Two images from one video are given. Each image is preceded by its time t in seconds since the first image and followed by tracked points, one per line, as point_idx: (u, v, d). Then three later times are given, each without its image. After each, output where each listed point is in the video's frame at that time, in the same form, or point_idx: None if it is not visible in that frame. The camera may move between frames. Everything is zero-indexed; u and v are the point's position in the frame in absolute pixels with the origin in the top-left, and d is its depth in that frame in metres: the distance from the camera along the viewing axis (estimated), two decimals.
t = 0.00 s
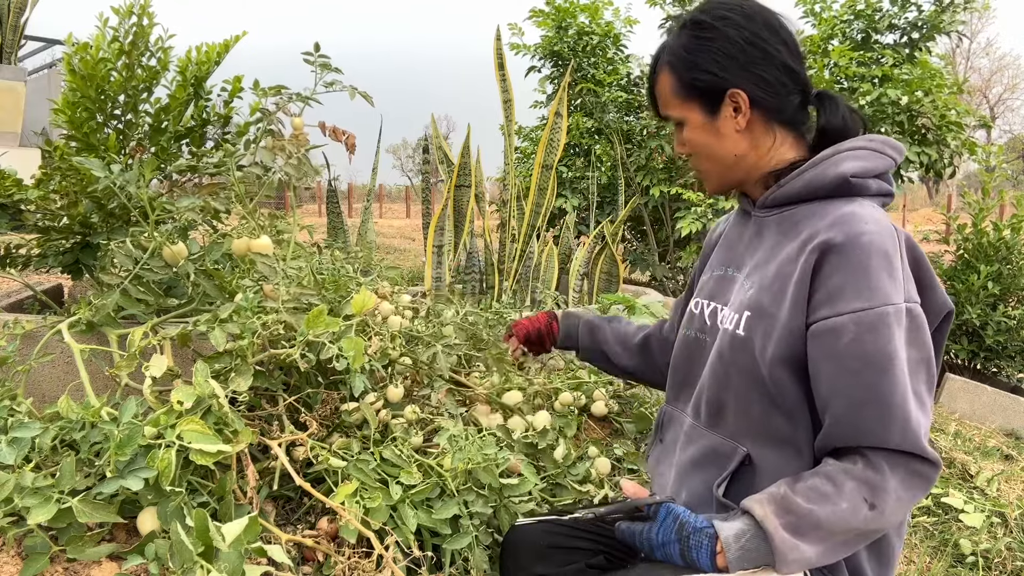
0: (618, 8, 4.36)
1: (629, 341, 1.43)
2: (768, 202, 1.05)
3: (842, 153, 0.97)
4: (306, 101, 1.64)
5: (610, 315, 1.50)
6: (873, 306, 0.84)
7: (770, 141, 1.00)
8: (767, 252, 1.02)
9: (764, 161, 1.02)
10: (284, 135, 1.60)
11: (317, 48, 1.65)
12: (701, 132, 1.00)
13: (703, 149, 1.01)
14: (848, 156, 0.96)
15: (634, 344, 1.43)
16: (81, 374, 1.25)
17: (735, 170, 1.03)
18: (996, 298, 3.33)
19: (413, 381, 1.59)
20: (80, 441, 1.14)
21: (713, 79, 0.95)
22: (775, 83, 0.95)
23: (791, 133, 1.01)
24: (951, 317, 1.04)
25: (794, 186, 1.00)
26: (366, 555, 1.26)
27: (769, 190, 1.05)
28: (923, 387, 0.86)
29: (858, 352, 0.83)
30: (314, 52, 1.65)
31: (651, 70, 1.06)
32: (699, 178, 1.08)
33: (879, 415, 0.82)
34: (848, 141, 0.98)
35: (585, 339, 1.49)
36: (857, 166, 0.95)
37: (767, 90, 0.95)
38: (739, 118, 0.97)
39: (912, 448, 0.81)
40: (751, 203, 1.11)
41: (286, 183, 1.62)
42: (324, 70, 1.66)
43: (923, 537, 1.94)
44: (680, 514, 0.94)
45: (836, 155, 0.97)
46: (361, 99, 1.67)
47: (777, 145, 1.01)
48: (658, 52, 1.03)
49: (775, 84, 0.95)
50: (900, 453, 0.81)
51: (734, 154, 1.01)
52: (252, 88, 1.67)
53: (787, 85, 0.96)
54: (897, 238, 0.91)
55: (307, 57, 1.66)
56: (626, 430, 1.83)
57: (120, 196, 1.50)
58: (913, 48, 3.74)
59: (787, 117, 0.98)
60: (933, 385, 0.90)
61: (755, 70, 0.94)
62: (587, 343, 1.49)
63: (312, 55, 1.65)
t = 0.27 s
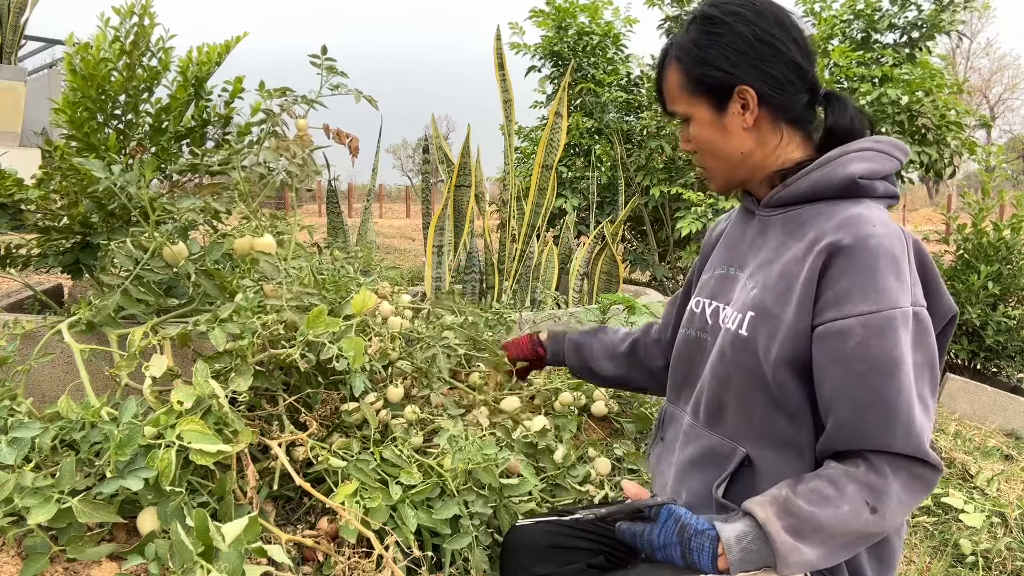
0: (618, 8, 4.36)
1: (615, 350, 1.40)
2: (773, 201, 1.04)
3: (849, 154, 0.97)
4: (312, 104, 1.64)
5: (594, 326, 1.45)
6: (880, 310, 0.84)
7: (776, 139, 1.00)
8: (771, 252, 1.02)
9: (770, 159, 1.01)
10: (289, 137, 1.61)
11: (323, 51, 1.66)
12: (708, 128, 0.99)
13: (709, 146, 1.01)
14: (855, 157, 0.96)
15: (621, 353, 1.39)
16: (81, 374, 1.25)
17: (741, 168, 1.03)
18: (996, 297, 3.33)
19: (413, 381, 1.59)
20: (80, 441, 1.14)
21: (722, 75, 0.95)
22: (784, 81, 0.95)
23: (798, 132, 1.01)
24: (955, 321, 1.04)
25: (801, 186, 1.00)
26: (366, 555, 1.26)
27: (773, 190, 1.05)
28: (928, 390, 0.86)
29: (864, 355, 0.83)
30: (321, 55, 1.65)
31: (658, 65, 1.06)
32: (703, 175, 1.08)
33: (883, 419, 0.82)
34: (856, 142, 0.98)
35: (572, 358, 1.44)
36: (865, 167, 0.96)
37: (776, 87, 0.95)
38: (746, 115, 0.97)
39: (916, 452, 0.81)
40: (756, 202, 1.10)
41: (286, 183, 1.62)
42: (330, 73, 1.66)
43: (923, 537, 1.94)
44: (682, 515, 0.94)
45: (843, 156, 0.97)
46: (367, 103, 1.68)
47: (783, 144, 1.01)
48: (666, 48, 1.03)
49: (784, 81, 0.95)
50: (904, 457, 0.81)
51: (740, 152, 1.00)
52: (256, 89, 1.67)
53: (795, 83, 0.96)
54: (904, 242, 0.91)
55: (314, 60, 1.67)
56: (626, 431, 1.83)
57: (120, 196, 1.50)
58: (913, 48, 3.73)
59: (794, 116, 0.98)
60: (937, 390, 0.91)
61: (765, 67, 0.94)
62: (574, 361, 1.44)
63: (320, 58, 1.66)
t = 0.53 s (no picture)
0: (617, 8, 4.35)
1: (616, 362, 1.39)
2: (775, 202, 1.04)
3: (853, 155, 0.97)
4: (309, 100, 1.64)
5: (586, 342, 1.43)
6: (883, 314, 0.84)
7: (778, 141, 1.00)
8: (774, 254, 1.02)
9: (772, 161, 1.02)
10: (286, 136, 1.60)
11: (320, 48, 1.65)
12: (709, 131, 1.00)
13: (710, 148, 1.01)
14: (859, 159, 0.96)
15: (622, 362, 1.38)
16: (81, 374, 1.25)
17: (743, 169, 1.03)
18: (996, 297, 3.33)
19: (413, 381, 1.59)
20: (80, 441, 1.14)
21: (722, 77, 0.95)
22: (785, 82, 0.95)
23: (800, 133, 1.01)
24: (959, 324, 1.04)
25: (804, 187, 1.00)
26: (366, 555, 1.26)
27: (776, 191, 1.05)
28: (930, 394, 0.86)
29: (866, 359, 0.83)
30: (318, 53, 1.65)
31: (658, 67, 1.06)
32: (706, 177, 1.08)
33: (885, 424, 0.82)
34: (859, 143, 0.98)
35: (575, 378, 1.42)
36: (868, 169, 0.96)
37: (776, 89, 0.95)
38: (748, 117, 0.97)
39: (918, 456, 0.81)
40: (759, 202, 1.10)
41: (286, 183, 1.62)
42: (326, 70, 1.66)
43: (923, 537, 1.94)
44: (683, 517, 0.94)
45: (847, 157, 0.97)
46: (364, 100, 1.68)
47: (785, 145, 1.01)
48: (666, 50, 1.03)
49: (784, 83, 0.95)
50: (906, 461, 0.82)
51: (742, 154, 1.01)
52: (254, 88, 1.67)
53: (796, 84, 0.96)
54: (908, 245, 0.91)
55: (310, 57, 1.66)
56: (627, 431, 1.83)
57: (119, 196, 1.50)
58: (913, 47, 3.73)
59: (796, 117, 0.98)
60: (939, 394, 0.91)
61: (765, 69, 0.94)
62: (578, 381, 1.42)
63: (315, 54, 1.66)
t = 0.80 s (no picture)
0: (617, 8, 4.36)
1: (627, 335, 1.39)
2: (773, 205, 1.04)
3: (850, 159, 0.97)
4: (308, 102, 1.64)
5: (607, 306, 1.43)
6: (883, 320, 0.84)
7: (776, 142, 1.00)
8: (773, 256, 1.02)
9: (770, 162, 1.02)
10: (284, 135, 1.60)
11: (317, 49, 1.65)
12: (706, 132, 1.00)
13: (708, 149, 1.02)
14: (857, 164, 0.96)
15: (634, 338, 1.38)
16: (81, 374, 1.25)
17: (741, 171, 1.03)
18: (996, 297, 3.33)
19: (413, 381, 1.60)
20: (80, 441, 1.14)
21: (718, 80, 0.95)
22: (781, 84, 0.95)
23: (798, 134, 1.00)
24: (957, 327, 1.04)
25: (801, 191, 1.00)
26: (366, 555, 1.26)
27: (774, 193, 1.05)
28: (929, 399, 0.87)
29: (866, 365, 0.83)
30: (316, 53, 1.65)
31: (655, 68, 1.06)
32: (704, 177, 1.09)
33: (886, 429, 0.82)
34: (858, 146, 0.98)
35: (583, 338, 1.43)
36: (867, 173, 0.96)
37: (773, 91, 0.95)
38: (744, 119, 0.97)
39: (918, 460, 0.81)
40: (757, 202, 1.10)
41: (286, 183, 1.62)
42: (325, 71, 1.66)
43: (923, 537, 1.94)
44: (684, 518, 0.94)
45: (844, 161, 0.97)
46: (363, 100, 1.68)
47: (783, 147, 1.01)
48: (663, 51, 1.03)
49: (781, 85, 0.94)
50: (906, 466, 0.82)
51: (739, 156, 1.01)
52: (253, 88, 1.67)
53: (794, 86, 0.96)
54: (907, 249, 0.91)
55: (308, 58, 1.66)
56: (627, 431, 1.83)
57: (119, 196, 1.50)
58: (913, 48, 3.73)
59: (793, 119, 0.98)
60: (938, 397, 0.91)
61: (761, 72, 0.94)
62: (585, 343, 1.43)
63: (314, 55, 1.66)
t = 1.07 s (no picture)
0: (617, 8, 4.36)
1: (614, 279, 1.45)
2: (770, 206, 1.04)
3: (847, 162, 0.97)
4: (303, 98, 1.64)
5: (601, 246, 1.48)
6: (877, 323, 0.84)
7: (772, 145, 1.00)
8: (770, 258, 1.02)
9: (767, 164, 1.02)
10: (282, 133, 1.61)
11: (313, 45, 1.66)
12: (703, 135, 1.01)
13: (705, 151, 1.03)
14: (853, 167, 0.96)
15: (620, 284, 1.44)
16: (81, 374, 1.25)
17: (738, 172, 1.04)
18: (996, 298, 3.33)
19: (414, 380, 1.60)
20: (80, 441, 1.14)
21: (712, 84, 0.95)
22: (776, 87, 0.95)
23: (795, 136, 1.00)
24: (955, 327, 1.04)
25: (798, 194, 1.00)
26: (366, 555, 1.26)
27: (772, 195, 1.05)
28: (926, 401, 0.86)
29: (861, 368, 0.83)
30: (310, 49, 1.66)
31: (653, 69, 1.07)
32: (703, 177, 1.09)
33: (882, 432, 0.82)
34: (854, 149, 0.98)
35: (573, 275, 1.50)
36: (862, 176, 0.95)
37: (767, 95, 0.95)
38: (740, 122, 0.98)
39: (914, 463, 0.82)
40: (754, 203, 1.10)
41: (285, 183, 1.62)
42: (320, 66, 1.67)
43: (923, 537, 1.94)
44: (683, 519, 0.94)
45: (840, 164, 0.97)
46: (359, 96, 1.68)
47: (779, 148, 1.01)
48: (659, 53, 1.03)
49: (775, 88, 0.94)
50: (903, 469, 0.82)
51: (735, 158, 1.01)
52: (250, 87, 1.67)
53: (789, 89, 0.96)
54: (902, 250, 0.91)
55: (303, 54, 1.67)
56: (626, 431, 1.83)
57: (119, 196, 1.50)
58: (914, 48, 3.73)
59: (789, 121, 0.98)
60: (935, 397, 0.91)
61: (755, 76, 0.94)
62: (575, 278, 1.50)
63: (308, 51, 1.66)
